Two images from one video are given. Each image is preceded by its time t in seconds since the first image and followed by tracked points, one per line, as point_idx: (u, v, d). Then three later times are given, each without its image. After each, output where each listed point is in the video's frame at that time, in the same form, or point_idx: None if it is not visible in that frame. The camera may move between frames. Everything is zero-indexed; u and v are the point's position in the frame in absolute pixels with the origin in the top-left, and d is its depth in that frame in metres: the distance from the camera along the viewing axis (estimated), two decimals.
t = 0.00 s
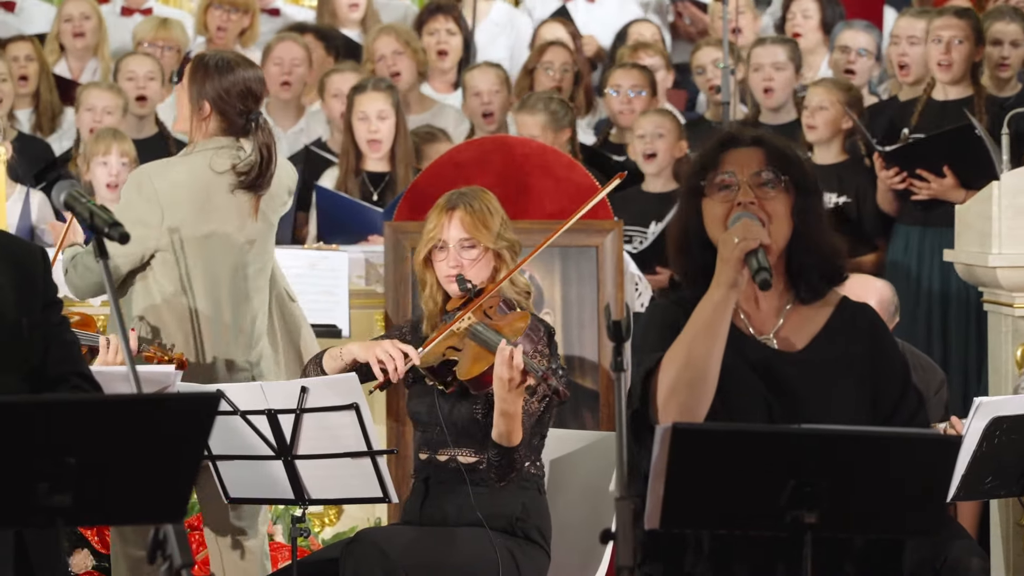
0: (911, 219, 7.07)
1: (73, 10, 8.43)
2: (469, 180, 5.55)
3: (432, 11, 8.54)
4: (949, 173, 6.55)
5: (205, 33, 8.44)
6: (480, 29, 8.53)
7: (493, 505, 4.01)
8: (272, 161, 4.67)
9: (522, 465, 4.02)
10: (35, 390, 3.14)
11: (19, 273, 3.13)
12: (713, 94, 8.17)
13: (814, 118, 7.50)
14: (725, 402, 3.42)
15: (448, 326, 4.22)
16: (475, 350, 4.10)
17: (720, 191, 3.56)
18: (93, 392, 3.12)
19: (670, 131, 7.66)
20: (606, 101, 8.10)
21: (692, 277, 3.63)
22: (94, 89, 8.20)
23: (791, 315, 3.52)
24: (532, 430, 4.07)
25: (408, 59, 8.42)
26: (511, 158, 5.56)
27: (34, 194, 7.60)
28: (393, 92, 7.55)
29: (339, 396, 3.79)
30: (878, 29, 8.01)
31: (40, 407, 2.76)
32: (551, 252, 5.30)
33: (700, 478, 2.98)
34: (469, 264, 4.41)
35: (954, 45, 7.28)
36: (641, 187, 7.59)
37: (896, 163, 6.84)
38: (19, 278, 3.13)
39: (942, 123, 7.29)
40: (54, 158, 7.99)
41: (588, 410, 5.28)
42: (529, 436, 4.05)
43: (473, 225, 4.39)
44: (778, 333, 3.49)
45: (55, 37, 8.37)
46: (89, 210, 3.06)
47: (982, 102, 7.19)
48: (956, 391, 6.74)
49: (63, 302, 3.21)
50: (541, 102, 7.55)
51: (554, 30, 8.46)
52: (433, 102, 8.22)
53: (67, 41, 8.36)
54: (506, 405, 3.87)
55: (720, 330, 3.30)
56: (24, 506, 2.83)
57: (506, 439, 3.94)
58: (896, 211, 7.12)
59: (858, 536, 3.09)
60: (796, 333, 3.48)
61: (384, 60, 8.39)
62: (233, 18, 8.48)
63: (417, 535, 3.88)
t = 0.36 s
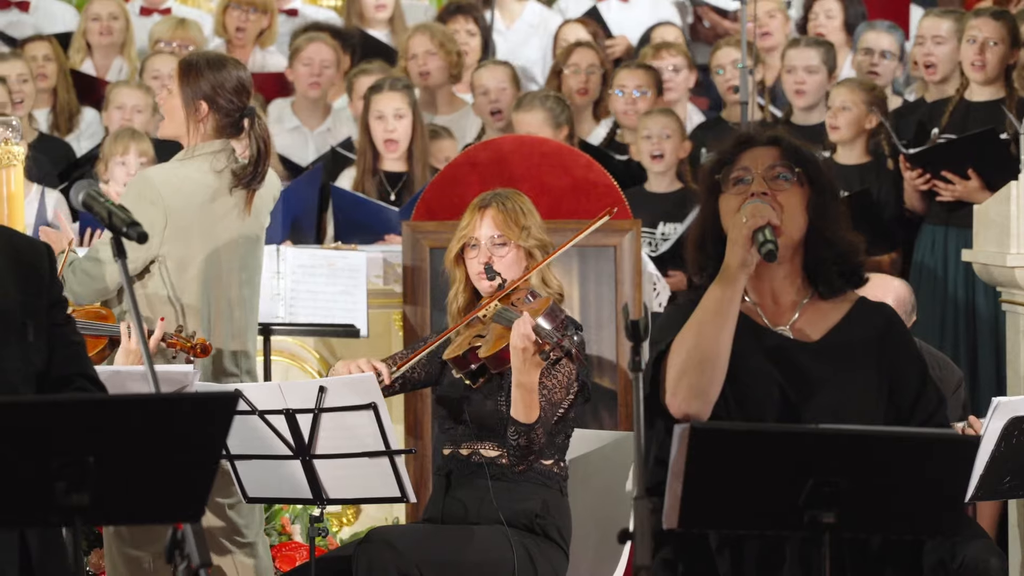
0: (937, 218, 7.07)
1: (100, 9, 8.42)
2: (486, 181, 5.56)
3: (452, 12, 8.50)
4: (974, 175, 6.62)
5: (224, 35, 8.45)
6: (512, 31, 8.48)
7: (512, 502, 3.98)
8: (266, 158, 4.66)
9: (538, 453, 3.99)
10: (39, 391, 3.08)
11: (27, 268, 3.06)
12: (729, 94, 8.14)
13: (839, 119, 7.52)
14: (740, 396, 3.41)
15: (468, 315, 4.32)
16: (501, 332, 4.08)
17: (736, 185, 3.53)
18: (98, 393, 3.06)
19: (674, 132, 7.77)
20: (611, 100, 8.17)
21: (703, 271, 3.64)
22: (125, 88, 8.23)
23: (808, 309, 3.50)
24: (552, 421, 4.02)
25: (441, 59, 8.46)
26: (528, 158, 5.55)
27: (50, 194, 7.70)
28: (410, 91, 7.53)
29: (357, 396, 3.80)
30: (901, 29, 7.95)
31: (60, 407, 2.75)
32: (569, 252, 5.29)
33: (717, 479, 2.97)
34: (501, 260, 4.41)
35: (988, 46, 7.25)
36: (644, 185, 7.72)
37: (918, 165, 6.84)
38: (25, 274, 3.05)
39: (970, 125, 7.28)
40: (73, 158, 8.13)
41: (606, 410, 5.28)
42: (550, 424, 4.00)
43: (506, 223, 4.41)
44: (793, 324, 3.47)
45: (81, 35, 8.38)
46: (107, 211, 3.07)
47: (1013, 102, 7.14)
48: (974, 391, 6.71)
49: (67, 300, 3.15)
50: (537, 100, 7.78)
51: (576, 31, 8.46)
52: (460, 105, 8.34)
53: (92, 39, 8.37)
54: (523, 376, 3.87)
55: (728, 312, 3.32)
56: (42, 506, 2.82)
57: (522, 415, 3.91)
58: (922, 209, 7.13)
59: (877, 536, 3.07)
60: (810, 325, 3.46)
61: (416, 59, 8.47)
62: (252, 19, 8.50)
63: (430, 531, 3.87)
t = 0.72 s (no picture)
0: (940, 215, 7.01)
1: (125, 10, 8.61)
2: (501, 181, 5.54)
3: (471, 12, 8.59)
4: (982, 176, 6.63)
5: (247, 32, 8.60)
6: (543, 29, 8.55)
7: (523, 500, 3.97)
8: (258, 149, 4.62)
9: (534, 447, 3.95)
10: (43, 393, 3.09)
11: (32, 271, 3.06)
12: (743, 95, 8.08)
13: (834, 121, 7.45)
14: (753, 391, 3.41)
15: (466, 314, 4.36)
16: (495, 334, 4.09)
17: (752, 184, 3.52)
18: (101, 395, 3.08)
19: (704, 133, 7.70)
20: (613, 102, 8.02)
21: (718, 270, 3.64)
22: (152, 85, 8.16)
23: (823, 307, 3.49)
24: (554, 417, 3.98)
25: (467, 63, 8.42)
26: (542, 157, 5.55)
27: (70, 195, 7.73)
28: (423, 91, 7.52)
29: (371, 396, 3.81)
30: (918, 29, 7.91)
31: (76, 405, 2.76)
32: (583, 251, 5.28)
33: (730, 478, 2.96)
34: (499, 266, 4.25)
35: (1004, 45, 7.07)
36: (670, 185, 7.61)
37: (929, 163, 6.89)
38: (29, 274, 3.05)
39: (981, 124, 7.11)
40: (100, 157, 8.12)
41: (621, 410, 5.26)
42: (549, 418, 3.93)
43: (494, 227, 4.22)
44: (807, 322, 3.46)
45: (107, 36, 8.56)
46: (122, 210, 3.07)
47: None
48: (989, 392, 6.67)
49: (73, 299, 3.14)
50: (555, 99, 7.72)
51: (592, 34, 8.48)
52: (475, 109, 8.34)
53: (120, 40, 8.56)
54: (504, 364, 3.86)
55: (739, 302, 3.34)
56: (57, 506, 2.83)
57: (510, 406, 3.88)
58: (926, 205, 7.08)
59: (891, 537, 3.05)
60: (824, 322, 3.46)
61: (443, 58, 8.43)
62: (274, 16, 8.65)
63: (446, 531, 3.85)
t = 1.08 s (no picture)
0: (941, 217, 6.99)
1: (151, 13, 8.61)
2: (520, 184, 5.54)
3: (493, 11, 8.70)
4: (987, 179, 6.54)
5: (271, 35, 8.71)
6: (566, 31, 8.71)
7: (540, 501, 3.97)
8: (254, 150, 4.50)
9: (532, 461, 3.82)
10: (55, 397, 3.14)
11: (46, 276, 3.14)
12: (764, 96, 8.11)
13: (830, 121, 7.31)
14: (774, 396, 3.39)
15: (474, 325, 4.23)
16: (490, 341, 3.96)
17: (773, 190, 3.49)
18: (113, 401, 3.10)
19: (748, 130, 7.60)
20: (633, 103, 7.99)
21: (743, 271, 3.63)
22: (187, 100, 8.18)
23: (846, 311, 3.48)
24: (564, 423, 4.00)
25: (489, 63, 8.41)
26: (560, 159, 5.54)
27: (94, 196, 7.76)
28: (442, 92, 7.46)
29: (390, 397, 3.81)
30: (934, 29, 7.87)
31: (93, 406, 2.78)
32: (602, 253, 5.28)
33: (748, 480, 2.95)
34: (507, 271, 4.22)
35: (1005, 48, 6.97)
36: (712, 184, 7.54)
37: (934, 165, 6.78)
38: (44, 276, 3.13)
39: (980, 125, 7.05)
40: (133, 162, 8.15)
41: (639, 412, 5.23)
42: (549, 429, 3.87)
43: (502, 233, 4.20)
44: (830, 326, 3.45)
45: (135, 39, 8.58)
46: (140, 212, 3.09)
47: None
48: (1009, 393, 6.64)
49: (86, 303, 3.21)
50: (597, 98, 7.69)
51: (613, 34, 8.58)
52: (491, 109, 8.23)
53: (149, 43, 8.57)
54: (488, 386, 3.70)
55: (760, 318, 3.33)
56: (76, 507, 2.85)
57: (499, 423, 3.75)
58: (929, 207, 7.07)
59: (911, 538, 3.05)
60: (847, 327, 3.45)
61: (465, 59, 8.41)
62: (297, 16, 8.78)
63: (464, 530, 3.86)
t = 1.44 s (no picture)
0: (950, 222, 6.89)
1: (166, 17, 8.67)
2: (539, 187, 5.53)
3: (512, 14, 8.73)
4: (998, 185, 6.57)
5: (298, 37, 8.77)
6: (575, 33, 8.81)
7: (561, 506, 3.97)
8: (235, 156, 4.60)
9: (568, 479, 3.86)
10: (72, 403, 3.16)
11: (64, 279, 3.14)
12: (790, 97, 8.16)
13: (835, 125, 7.32)
14: (803, 398, 3.33)
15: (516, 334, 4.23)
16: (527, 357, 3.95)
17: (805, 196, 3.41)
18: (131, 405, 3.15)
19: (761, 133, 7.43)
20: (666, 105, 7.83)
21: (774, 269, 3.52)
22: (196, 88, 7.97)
23: (880, 312, 3.36)
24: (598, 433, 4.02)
25: (496, 65, 8.38)
26: (580, 162, 5.52)
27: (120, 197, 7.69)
28: (462, 95, 7.48)
29: (410, 401, 3.82)
30: (947, 32, 7.82)
31: (114, 409, 2.79)
32: (622, 255, 5.27)
33: (769, 482, 2.93)
34: (547, 276, 4.25)
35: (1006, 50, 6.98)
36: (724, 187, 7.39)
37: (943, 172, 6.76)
38: (63, 279, 3.14)
39: (985, 130, 7.00)
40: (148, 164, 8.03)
41: (659, 414, 5.23)
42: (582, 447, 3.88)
43: (544, 239, 4.21)
44: (863, 327, 3.35)
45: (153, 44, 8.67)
46: (161, 214, 3.10)
47: None
48: None
49: (102, 307, 3.22)
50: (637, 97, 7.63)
51: (636, 35, 8.56)
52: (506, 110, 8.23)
53: (167, 48, 8.65)
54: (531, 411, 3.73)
55: (790, 323, 3.29)
56: (96, 510, 2.86)
57: (539, 444, 3.79)
58: (935, 214, 6.91)
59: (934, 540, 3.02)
60: (881, 328, 3.33)
61: (471, 63, 8.37)
62: (322, 17, 8.84)
63: (485, 534, 3.86)
